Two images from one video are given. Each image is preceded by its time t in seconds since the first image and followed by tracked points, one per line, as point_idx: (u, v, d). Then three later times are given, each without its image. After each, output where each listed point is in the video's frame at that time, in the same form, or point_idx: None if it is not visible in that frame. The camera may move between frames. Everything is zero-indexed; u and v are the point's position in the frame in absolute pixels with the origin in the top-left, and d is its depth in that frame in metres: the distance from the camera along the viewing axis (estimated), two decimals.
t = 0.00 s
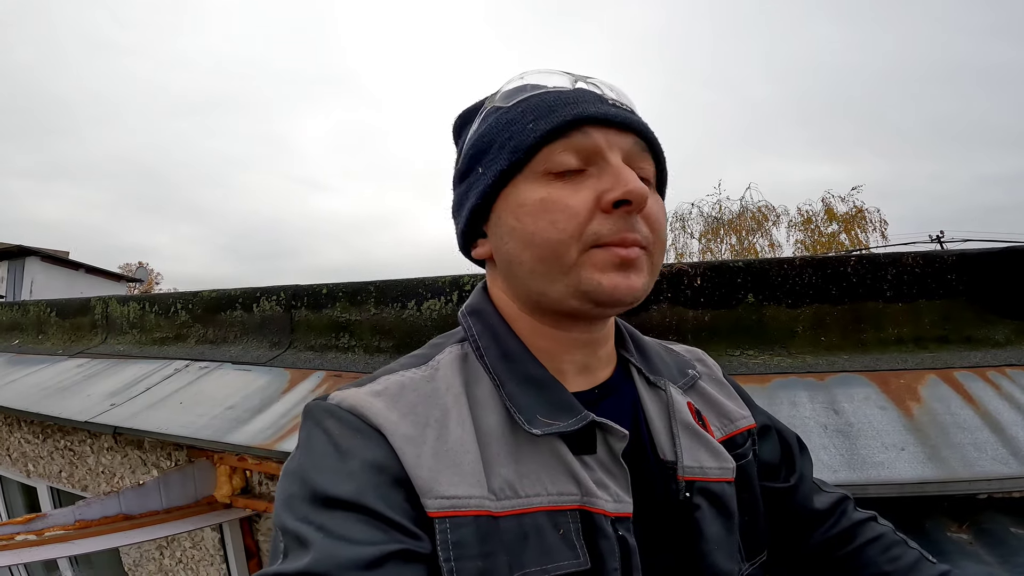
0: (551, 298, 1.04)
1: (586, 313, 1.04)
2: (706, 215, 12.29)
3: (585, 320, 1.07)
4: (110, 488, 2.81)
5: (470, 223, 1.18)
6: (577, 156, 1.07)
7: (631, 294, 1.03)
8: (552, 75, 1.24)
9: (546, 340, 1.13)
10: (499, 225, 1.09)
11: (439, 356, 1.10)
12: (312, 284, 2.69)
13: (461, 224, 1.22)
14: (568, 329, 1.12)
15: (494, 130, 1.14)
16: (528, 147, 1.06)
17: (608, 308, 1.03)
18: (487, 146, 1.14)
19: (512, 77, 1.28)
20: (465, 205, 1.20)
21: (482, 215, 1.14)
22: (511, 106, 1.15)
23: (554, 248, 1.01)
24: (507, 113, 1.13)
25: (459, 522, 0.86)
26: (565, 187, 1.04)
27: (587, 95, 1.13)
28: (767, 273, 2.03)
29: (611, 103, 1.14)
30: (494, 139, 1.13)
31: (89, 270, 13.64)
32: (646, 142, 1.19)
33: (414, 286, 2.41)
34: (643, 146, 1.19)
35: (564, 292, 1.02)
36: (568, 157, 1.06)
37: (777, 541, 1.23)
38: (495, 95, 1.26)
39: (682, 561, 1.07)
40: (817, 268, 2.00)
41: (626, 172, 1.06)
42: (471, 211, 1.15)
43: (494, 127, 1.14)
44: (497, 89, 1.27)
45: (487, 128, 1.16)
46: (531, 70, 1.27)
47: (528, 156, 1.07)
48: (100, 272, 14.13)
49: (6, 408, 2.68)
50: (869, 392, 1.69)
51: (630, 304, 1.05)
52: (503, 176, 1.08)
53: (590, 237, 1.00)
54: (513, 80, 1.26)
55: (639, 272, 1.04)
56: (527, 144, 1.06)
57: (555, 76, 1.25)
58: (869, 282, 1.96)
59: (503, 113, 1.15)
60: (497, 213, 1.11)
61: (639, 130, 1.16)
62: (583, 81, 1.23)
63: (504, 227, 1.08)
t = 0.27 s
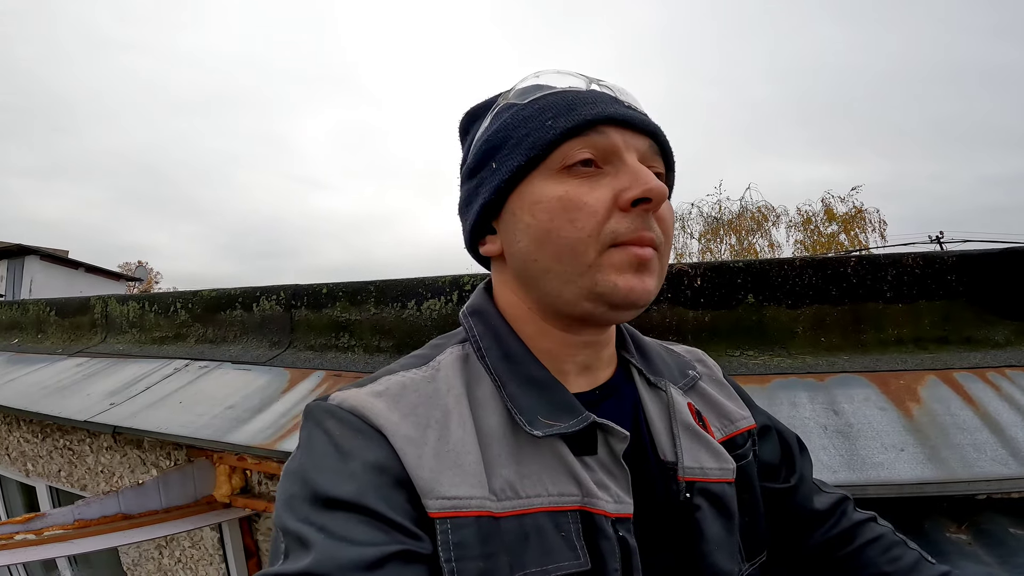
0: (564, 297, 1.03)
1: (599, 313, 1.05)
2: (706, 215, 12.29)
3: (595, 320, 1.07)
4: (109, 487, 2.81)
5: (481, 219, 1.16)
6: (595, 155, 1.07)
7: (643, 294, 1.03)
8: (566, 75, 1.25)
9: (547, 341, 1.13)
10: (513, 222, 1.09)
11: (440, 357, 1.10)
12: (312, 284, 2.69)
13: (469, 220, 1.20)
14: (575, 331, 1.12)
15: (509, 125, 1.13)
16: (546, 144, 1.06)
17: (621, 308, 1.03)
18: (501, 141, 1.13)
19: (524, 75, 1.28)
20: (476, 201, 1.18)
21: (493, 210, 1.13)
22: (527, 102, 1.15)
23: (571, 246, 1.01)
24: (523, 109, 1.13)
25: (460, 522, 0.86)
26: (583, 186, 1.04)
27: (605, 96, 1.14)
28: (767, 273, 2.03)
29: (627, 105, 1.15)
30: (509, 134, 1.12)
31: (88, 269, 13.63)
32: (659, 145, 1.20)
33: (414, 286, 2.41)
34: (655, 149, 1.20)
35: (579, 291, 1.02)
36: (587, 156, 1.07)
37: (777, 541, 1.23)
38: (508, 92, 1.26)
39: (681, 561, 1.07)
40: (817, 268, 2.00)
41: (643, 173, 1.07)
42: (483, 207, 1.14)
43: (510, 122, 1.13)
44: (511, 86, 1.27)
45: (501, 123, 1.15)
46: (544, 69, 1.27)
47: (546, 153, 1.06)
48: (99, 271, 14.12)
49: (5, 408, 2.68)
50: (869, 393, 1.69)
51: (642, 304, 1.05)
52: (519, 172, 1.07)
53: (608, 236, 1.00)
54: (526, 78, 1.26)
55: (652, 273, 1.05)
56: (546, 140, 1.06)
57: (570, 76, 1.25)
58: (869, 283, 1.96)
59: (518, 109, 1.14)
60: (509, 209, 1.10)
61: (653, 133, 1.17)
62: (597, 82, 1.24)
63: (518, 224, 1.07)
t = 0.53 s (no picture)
0: (562, 299, 1.04)
1: (595, 316, 1.05)
2: (706, 215, 12.29)
3: (592, 323, 1.07)
4: (108, 486, 2.81)
5: (481, 218, 1.16)
6: (596, 157, 1.07)
7: (640, 298, 1.04)
8: (569, 76, 1.24)
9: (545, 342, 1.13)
10: (512, 222, 1.09)
11: (439, 357, 1.10)
12: (312, 283, 2.69)
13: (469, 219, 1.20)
14: (571, 334, 1.12)
15: (511, 125, 1.13)
16: (548, 145, 1.06)
17: (618, 311, 1.04)
18: (502, 141, 1.13)
19: (527, 75, 1.28)
20: (476, 200, 1.18)
21: (492, 210, 1.13)
22: (530, 102, 1.15)
23: (571, 248, 1.01)
24: (525, 109, 1.13)
25: (459, 523, 0.86)
26: (583, 187, 1.04)
27: (607, 98, 1.13)
28: (767, 274, 2.03)
29: (629, 107, 1.15)
30: (511, 134, 1.12)
31: (88, 268, 13.62)
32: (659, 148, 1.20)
33: (413, 285, 2.41)
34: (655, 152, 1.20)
35: (577, 293, 1.03)
36: (588, 158, 1.07)
37: (776, 543, 1.23)
38: (510, 91, 1.26)
39: (680, 561, 1.07)
40: (816, 269, 2.00)
41: (643, 176, 1.07)
42: (482, 206, 1.14)
43: (511, 122, 1.13)
44: (513, 85, 1.27)
45: (502, 123, 1.15)
46: (547, 69, 1.27)
47: (547, 153, 1.06)
48: (99, 270, 14.12)
49: (4, 407, 2.68)
50: (867, 394, 1.69)
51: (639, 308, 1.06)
52: (520, 173, 1.07)
53: (607, 239, 1.01)
54: (529, 78, 1.26)
55: (649, 277, 1.05)
56: (547, 141, 1.05)
57: (572, 77, 1.25)
58: (868, 284, 1.96)
59: (521, 108, 1.14)
60: (509, 209, 1.10)
61: (654, 136, 1.17)
62: (599, 84, 1.24)
63: (517, 224, 1.08)
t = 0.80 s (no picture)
0: (557, 304, 1.05)
1: (590, 321, 1.06)
2: (705, 215, 12.29)
3: (585, 327, 1.09)
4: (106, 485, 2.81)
5: (480, 216, 1.16)
6: (600, 164, 1.07)
7: (633, 306, 1.06)
8: (575, 76, 1.23)
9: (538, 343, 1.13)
10: (512, 224, 1.09)
11: (435, 355, 1.10)
12: (310, 283, 2.69)
13: (467, 216, 1.20)
14: (562, 337, 1.12)
15: (515, 124, 1.11)
16: (554, 149, 1.05)
17: (612, 318, 1.05)
18: (506, 140, 1.12)
19: (533, 73, 1.27)
20: (475, 198, 1.18)
21: (492, 210, 1.13)
22: (535, 102, 1.13)
23: (570, 255, 1.02)
24: (531, 110, 1.11)
25: (454, 521, 0.86)
26: (586, 195, 1.04)
27: (613, 104, 1.13)
28: (765, 274, 2.03)
29: (634, 114, 1.15)
30: (515, 133, 1.11)
31: (88, 267, 13.63)
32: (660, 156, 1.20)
33: (412, 285, 2.41)
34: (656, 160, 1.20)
35: (572, 300, 1.04)
36: (592, 164, 1.06)
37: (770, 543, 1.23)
38: (517, 86, 1.24)
39: (675, 561, 1.07)
40: (815, 270, 2.00)
41: (646, 186, 1.07)
42: (482, 206, 1.14)
43: (517, 121, 1.12)
44: (519, 82, 1.25)
45: (507, 121, 1.13)
46: (554, 68, 1.26)
47: (552, 158, 1.06)
48: (98, 269, 14.12)
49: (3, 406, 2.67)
50: (864, 394, 1.69)
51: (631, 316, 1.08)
52: (523, 175, 1.07)
53: (606, 248, 1.02)
54: (536, 77, 1.25)
55: (643, 287, 1.07)
56: (552, 145, 1.05)
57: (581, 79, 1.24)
58: (865, 284, 1.97)
59: (527, 108, 1.13)
60: (510, 210, 1.10)
61: (657, 145, 1.17)
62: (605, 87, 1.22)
63: (517, 227, 1.08)
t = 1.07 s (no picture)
0: (513, 312, 1.07)
1: (549, 326, 1.07)
2: (704, 216, 12.30)
3: (553, 331, 1.09)
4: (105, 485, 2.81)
5: (456, 238, 1.26)
6: (523, 170, 1.07)
7: (585, 306, 1.03)
8: (516, 81, 1.24)
9: (537, 342, 1.14)
10: (467, 242, 1.15)
11: (437, 353, 1.11)
12: (310, 282, 2.69)
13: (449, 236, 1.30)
14: (547, 338, 1.13)
15: (458, 150, 1.20)
16: (478, 167, 1.10)
17: (566, 321, 1.04)
18: (455, 166, 1.21)
19: (474, 89, 1.32)
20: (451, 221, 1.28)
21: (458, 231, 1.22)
22: (471, 123, 1.19)
23: (507, 265, 1.04)
24: (467, 134, 1.18)
25: (457, 517, 0.86)
26: (512, 204, 1.06)
27: (533, 100, 1.11)
28: (763, 274, 2.04)
29: (559, 102, 1.10)
30: (458, 161, 1.20)
31: (86, 266, 13.62)
32: (608, 138, 1.12)
33: (411, 285, 2.42)
34: (605, 143, 1.13)
35: (522, 308, 1.06)
36: (514, 173, 1.07)
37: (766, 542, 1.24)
38: (464, 110, 1.31)
39: (676, 558, 1.08)
40: (812, 270, 2.00)
41: (568, 182, 1.04)
42: (452, 229, 1.23)
43: (460, 147, 1.20)
44: (464, 104, 1.33)
45: (455, 149, 1.22)
46: (491, 77, 1.30)
47: (478, 176, 1.11)
48: (96, 268, 14.10)
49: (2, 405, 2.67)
50: (862, 394, 1.70)
51: (590, 315, 1.04)
52: (463, 197, 1.14)
53: (536, 254, 1.01)
54: (475, 93, 1.30)
55: (593, 285, 1.03)
56: (475, 164, 1.10)
57: (521, 81, 1.24)
58: (863, 285, 1.97)
59: (465, 132, 1.20)
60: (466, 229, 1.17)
61: (594, 130, 1.10)
62: (541, 82, 1.20)
63: (470, 245, 1.14)
